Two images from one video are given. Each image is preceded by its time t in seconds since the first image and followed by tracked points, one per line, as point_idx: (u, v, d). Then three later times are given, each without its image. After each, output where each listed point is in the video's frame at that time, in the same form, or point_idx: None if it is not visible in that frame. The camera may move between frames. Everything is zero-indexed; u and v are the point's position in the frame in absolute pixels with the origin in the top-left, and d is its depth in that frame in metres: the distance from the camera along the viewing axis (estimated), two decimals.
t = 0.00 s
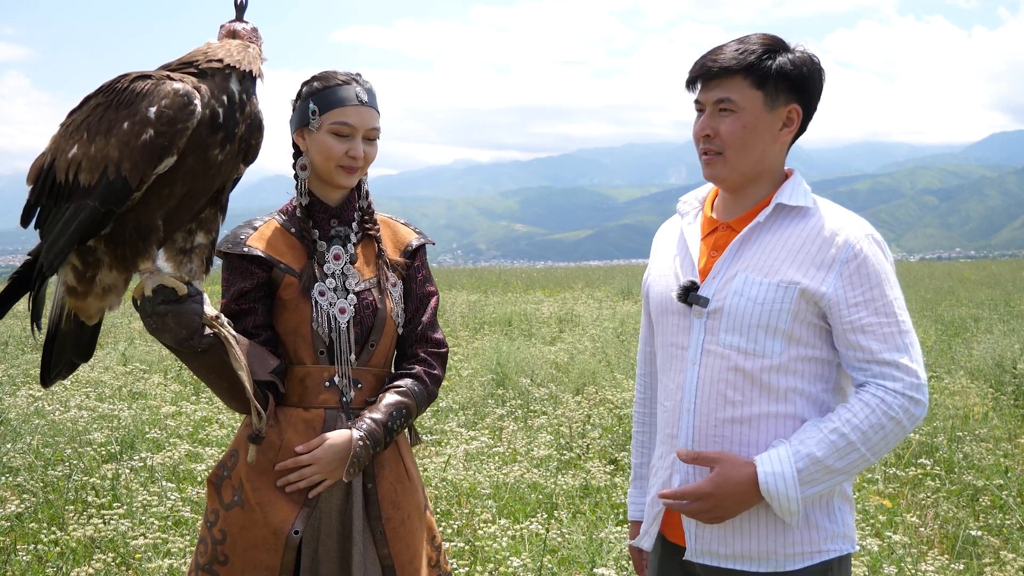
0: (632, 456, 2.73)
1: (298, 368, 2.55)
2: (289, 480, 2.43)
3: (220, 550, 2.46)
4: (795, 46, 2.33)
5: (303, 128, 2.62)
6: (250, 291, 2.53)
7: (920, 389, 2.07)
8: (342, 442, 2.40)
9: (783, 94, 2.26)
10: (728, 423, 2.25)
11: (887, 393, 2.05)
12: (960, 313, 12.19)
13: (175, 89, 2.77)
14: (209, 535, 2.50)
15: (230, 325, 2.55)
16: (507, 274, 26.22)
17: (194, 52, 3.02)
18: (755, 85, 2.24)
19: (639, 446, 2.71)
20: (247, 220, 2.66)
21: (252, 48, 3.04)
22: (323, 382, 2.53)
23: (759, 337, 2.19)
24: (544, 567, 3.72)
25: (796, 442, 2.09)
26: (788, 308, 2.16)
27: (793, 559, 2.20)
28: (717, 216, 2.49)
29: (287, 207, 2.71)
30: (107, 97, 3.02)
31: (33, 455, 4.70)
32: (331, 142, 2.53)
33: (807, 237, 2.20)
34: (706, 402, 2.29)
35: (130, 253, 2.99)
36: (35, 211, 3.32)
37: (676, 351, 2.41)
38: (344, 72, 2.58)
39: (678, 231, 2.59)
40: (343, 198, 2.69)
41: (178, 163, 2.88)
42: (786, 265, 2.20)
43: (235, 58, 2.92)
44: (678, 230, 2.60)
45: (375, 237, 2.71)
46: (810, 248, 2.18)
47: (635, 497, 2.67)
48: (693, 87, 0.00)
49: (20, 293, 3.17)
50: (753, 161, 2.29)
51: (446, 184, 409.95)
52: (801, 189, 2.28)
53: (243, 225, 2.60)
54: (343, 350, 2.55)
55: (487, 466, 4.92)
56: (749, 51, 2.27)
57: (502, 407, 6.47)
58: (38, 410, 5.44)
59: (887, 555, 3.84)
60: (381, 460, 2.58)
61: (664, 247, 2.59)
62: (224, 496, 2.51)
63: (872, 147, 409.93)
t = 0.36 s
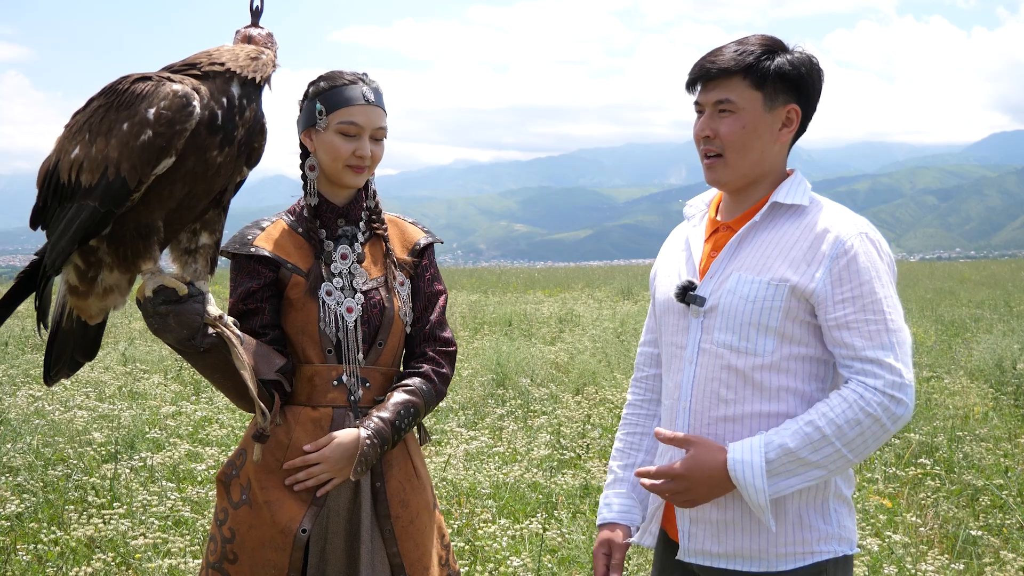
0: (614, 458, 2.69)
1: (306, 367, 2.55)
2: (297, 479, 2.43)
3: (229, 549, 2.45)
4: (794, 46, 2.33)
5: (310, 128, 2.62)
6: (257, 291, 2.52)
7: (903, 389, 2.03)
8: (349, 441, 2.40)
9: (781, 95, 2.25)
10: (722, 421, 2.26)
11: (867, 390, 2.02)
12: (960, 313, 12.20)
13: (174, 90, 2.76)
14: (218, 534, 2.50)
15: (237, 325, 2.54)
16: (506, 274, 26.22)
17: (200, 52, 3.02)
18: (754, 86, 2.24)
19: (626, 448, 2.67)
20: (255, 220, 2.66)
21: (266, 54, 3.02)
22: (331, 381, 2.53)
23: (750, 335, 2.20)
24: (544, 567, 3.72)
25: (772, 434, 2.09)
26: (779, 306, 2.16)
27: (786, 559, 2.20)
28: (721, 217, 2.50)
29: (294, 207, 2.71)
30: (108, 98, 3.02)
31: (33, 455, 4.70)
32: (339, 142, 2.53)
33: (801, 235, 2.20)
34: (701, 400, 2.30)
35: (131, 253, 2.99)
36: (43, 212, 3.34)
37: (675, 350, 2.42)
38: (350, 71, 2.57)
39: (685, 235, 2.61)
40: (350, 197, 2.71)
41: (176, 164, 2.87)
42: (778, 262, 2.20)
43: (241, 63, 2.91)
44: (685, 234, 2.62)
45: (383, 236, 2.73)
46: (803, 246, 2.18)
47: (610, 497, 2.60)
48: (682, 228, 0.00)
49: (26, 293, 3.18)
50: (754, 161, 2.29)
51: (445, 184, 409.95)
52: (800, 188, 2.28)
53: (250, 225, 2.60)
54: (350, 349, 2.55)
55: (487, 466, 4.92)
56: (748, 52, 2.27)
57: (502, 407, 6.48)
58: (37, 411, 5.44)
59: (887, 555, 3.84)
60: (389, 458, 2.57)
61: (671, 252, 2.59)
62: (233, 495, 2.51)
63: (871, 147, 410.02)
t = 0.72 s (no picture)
0: (619, 462, 2.70)
1: (306, 367, 2.55)
2: (297, 479, 2.44)
3: (228, 548, 2.45)
4: (799, 47, 2.33)
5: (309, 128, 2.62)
6: (257, 291, 2.52)
7: (908, 391, 2.03)
8: (348, 441, 2.40)
9: (787, 95, 2.25)
10: (726, 421, 2.26)
11: (873, 393, 2.02)
12: (960, 313, 12.21)
13: (173, 89, 2.77)
14: (217, 534, 2.50)
15: (237, 325, 2.54)
16: (506, 274, 26.23)
17: (205, 52, 3.03)
18: (760, 86, 2.24)
19: (630, 451, 2.68)
20: (254, 220, 2.65)
21: (267, 54, 3.01)
22: (330, 380, 2.53)
23: (756, 336, 2.20)
24: (544, 567, 3.72)
25: (778, 437, 2.09)
26: (784, 307, 2.16)
27: (789, 560, 2.20)
28: (725, 217, 2.50)
29: (294, 207, 2.70)
30: (109, 96, 3.02)
31: (33, 455, 4.71)
32: (338, 142, 2.53)
33: (806, 236, 2.20)
34: (706, 401, 2.30)
35: (131, 251, 2.98)
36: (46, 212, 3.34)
37: (679, 351, 2.42)
38: (349, 71, 2.57)
39: (688, 234, 2.60)
40: (349, 197, 2.71)
41: (176, 163, 2.87)
42: (784, 263, 2.20)
43: (241, 63, 2.91)
44: (688, 233, 2.60)
45: (383, 235, 2.73)
46: (809, 247, 2.18)
47: (616, 502, 2.61)
48: (624, 165, 0.00)
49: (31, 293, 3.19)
50: (759, 161, 2.29)
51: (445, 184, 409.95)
52: (805, 188, 2.27)
53: (249, 225, 2.59)
54: (350, 348, 2.55)
55: (487, 466, 4.92)
56: (754, 52, 2.26)
57: (502, 407, 6.48)
58: (37, 411, 5.44)
59: (887, 555, 3.84)
60: (389, 458, 2.57)
61: (673, 252, 2.58)
62: (232, 495, 2.51)
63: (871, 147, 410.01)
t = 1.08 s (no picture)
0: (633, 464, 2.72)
1: (297, 367, 2.55)
2: (287, 479, 2.43)
3: (219, 549, 2.45)
4: (790, 47, 2.32)
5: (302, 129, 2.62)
6: (249, 291, 2.51)
7: (917, 392, 2.04)
8: (340, 441, 2.39)
9: (775, 97, 2.25)
10: (732, 422, 2.26)
11: (883, 395, 2.03)
12: (960, 313, 12.21)
13: (171, 88, 2.77)
14: (208, 534, 2.50)
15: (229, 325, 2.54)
16: (506, 274, 26.23)
17: (204, 52, 3.03)
18: (746, 91, 2.24)
19: (642, 454, 2.69)
20: (247, 220, 2.66)
21: (262, 56, 3.01)
22: (321, 381, 2.53)
23: (763, 338, 2.19)
24: (544, 567, 3.72)
25: (791, 440, 2.07)
26: (791, 309, 2.16)
27: (796, 559, 2.20)
28: (728, 217, 2.50)
29: (287, 208, 2.70)
30: (105, 95, 3.02)
31: (33, 455, 4.71)
32: (330, 143, 2.53)
33: (812, 237, 2.20)
34: (711, 402, 2.30)
35: (125, 251, 2.98)
36: (37, 211, 3.33)
37: (684, 351, 2.42)
38: (343, 72, 2.57)
39: (691, 234, 2.60)
40: (343, 198, 2.70)
41: (172, 163, 2.87)
42: (791, 265, 2.20)
43: (237, 68, 2.92)
44: (691, 233, 2.60)
45: (376, 236, 2.72)
46: (815, 248, 2.18)
47: (632, 505, 2.65)
48: (613, 192, 0.00)
49: (17, 293, 3.17)
50: (752, 164, 2.29)
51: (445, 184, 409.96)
52: (808, 190, 2.28)
53: (243, 225, 2.61)
54: (341, 349, 2.55)
55: (487, 466, 4.92)
56: (741, 56, 2.26)
57: (502, 407, 6.48)
58: (38, 410, 5.44)
59: (887, 555, 3.84)
60: (380, 459, 2.58)
61: (676, 252, 2.58)
62: (223, 495, 2.51)
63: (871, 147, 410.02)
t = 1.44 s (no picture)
0: (626, 461, 2.71)
1: (289, 369, 2.55)
2: (279, 480, 2.43)
3: (211, 550, 2.46)
4: (783, 46, 2.32)
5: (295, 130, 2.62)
6: (242, 292, 2.52)
7: (915, 392, 2.04)
8: (332, 443, 2.39)
9: (769, 96, 2.24)
10: (734, 422, 2.26)
11: (881, 394, 2.02)
12: (960, 313, 12.20)
13: (165, 88, 2.77)
14: (200, 535, 2.50)
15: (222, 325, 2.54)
16: (507, 274, 26.23)
17: (200, 53, 3.04)
18: (739, 92, 2.24)
19: (638, 450, 2.69)
20: (241, 221, 2.66)
21: (257, 56, 3.00)
22: (314, 383, 2.53)
23: (763, 337, 2.19)
24: (544, 567, 3.71)
25: (787, 437, 2.08)
26: (792, 309, 2.16)
27: (797, 558, 2.20)
28: (732, 218, 2.49)
29: (281, 208, 2.70)
30: (98, 95, 3.02)
31: (33, 455, 4.71)
32: (323, 143, 2.53)
33: (813, 237, 2.20)
34: (713, 402, 2.30)
35: (119, 252, 2.98)
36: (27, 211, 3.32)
37: (686, 351, 2.42)
38: (336, 73, 2.57)
39: (695, 235, 2.61)
40: (336, 199, 2.71)
41: (167, 162, 2.87)
42: (791, 265, 2.20)
43: (230, 71, 2.91)
44: (696, 234, 2.61)
45: (369, 239, 2.73)
46: (815, 249, 2.18)
47: (625, 500, 2.62)
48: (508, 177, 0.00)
49: (8, 295, 3.16)
50: (751, 164, 2.28)
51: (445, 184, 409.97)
52: (809, 190, 2.28)
53: (235, 226, 2.60)
54: (334, 350, 2.55)
55: (487, 466, 4.92)
56: (734, 57, 2.27)
57: (502, 407, 6.48)
58: (37, 411, 5.44)
59: (888, 555, 3.83)
60: (372, 460, 2.57)
61: (681, 252, 2.59)
62: (215, 496, 2.51)
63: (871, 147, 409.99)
